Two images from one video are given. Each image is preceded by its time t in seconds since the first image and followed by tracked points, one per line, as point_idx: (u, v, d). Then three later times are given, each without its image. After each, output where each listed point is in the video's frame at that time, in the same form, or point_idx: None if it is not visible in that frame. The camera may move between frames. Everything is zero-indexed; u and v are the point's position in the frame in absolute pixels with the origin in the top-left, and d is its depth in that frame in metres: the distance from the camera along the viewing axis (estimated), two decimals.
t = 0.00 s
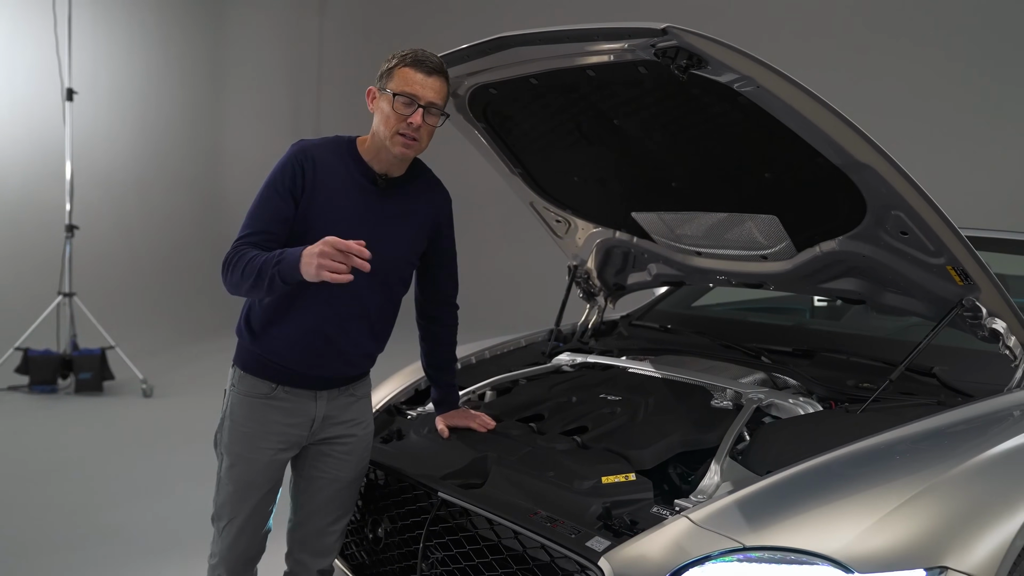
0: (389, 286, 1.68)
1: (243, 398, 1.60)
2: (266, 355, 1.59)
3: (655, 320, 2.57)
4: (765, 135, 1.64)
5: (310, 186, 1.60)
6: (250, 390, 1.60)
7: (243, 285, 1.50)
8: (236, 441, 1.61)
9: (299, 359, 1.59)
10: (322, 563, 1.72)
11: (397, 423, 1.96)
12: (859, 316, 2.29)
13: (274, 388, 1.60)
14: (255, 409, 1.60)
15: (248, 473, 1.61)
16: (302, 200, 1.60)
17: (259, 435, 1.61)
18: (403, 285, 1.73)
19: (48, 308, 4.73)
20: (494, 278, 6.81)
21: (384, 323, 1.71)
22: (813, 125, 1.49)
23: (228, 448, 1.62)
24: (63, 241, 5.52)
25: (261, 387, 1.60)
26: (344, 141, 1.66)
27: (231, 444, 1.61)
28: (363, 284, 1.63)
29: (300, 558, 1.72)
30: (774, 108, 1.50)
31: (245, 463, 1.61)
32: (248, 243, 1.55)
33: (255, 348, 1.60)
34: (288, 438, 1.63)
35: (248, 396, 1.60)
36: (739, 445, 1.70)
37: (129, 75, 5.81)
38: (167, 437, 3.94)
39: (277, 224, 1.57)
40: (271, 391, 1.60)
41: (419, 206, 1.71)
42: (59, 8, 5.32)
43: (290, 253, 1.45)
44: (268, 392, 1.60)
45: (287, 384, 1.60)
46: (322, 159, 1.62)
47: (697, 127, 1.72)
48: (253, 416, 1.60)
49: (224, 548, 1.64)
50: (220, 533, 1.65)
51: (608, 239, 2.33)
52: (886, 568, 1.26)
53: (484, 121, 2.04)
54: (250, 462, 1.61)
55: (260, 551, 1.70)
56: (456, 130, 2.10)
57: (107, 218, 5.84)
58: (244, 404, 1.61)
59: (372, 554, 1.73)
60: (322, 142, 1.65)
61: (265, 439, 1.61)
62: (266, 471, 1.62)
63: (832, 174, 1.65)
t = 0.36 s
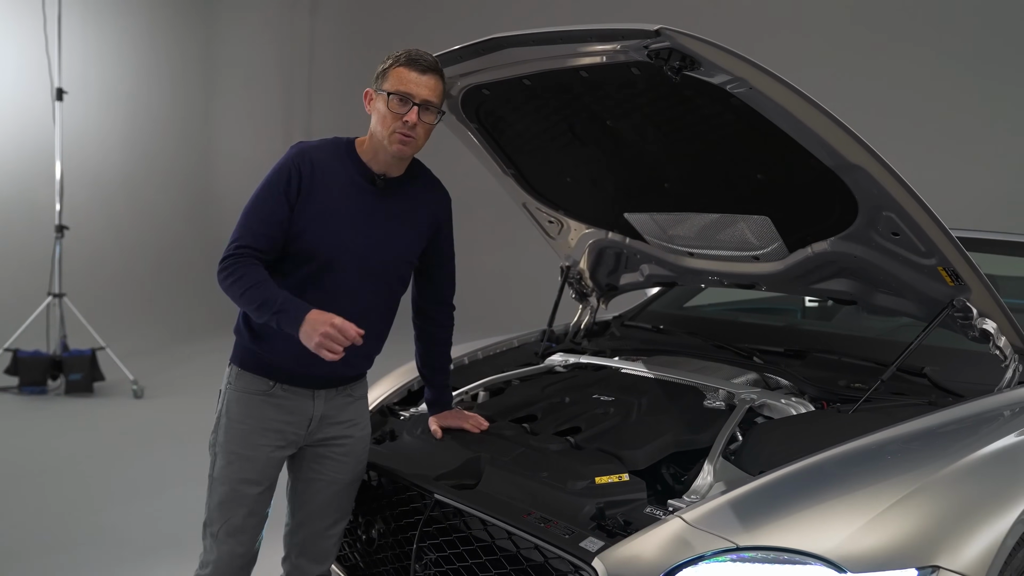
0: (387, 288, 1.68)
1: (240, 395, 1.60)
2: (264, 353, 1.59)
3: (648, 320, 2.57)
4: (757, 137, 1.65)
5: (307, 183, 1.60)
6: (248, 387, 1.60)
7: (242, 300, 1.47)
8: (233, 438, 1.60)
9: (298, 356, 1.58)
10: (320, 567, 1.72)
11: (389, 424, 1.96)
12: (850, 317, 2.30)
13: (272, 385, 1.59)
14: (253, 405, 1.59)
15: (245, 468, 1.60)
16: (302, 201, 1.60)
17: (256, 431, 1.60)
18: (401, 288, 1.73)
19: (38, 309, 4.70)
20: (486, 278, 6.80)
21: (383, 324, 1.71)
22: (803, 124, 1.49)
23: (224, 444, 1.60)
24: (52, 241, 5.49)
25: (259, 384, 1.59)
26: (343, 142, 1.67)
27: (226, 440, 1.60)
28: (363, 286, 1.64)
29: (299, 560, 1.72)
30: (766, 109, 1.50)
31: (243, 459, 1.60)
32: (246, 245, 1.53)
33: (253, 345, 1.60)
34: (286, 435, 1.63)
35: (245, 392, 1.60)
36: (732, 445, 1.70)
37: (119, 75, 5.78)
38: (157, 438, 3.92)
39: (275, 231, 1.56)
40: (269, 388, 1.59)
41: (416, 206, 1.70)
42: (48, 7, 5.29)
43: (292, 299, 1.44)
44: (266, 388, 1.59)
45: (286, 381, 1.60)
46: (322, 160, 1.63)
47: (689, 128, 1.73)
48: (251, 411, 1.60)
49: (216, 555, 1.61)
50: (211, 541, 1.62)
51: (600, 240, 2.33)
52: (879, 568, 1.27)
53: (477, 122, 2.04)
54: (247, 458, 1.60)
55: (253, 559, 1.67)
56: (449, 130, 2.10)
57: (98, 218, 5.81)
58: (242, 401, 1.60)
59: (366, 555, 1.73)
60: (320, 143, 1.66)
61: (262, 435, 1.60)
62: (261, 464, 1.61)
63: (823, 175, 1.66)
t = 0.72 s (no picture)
0: (383, 281, 1.68)
1: (242, 393, 1.59)
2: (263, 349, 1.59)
3: (646, 320, 2.57)
4: (757, 137, 1.65)
5: (300, 180, 1.60)
6: (249, 385, 1.59)
7: (221, 304, 1.52)
8: (239, 437, 1.59)
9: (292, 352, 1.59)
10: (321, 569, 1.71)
11: (389, 424, 1.95)
12: (848, 316, 2.31)
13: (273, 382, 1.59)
14: (256, 403, 1.58)
15: (260, 466, 1.59)
16: (290, 198, 1.59)
17: (261, 429, 1.59)
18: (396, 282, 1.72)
19: (34, 308, 4.68)
20: (482, 278, 6.80)
21: (380, 318, 1.71)
22: (803, 123, 1.50)
23: (232, 443, 1.60)
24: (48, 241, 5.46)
25: (259, 381, 1.59)
26: (337, 140, 1.66)
27: (234, 440, 1.60)
28: (357, 279, 1.64)
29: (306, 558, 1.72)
30: (766, 108, 1.50)
31: (247, 458, 1.59)
32: (235, 245, 1.56)
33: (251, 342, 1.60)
34: (288, 432, 1.61)
35: (248, 390, 1.59)
36: (733, 445, 1.71)
37: (116, 74, 5.77)
38: (153, 438, 3.91)
39: (262, 231, 1.58)
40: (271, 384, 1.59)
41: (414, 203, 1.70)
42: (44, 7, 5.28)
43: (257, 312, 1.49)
44: (268, 385, 1.58)
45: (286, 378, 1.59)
46: (313, 157, 1.62)
47: (689, 128, 1.73)
48: (256, 408, 1.58)
49: (244, 558, 1.60)
50: (236, 545, 1.60)
51: (599, 240, 2.33)
52: (880, 567, 1.27)
53: (476, 121, 2.04)
54: (256, 456, 1.59)
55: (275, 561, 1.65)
56: (448, 129, 2.10)
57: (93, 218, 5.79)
58: (244, 399, 1.59)
59: (366, 555, 1.73)
60: (316, 142, 1.65)
61: (267, 432, 1.59)
62: (276, 460, 1.60)
63: (823, 174, 1.66)
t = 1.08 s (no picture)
0: (377, 277, 1.68)
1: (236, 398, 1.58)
2: (260, 350, 1.58)
3: (644, 321, 2.58)
4: (756, 139, 1.65)
5: (292, 178, 1.59)
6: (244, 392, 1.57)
7: (201, 322, 1.52)
8: (237, 445, 1.58)
9: (287, 349, 1.58)
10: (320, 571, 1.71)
11: (389, 425, 1.96)
12: (846, 318, 2.32)
13: (272, 387, 1.58)
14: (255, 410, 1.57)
15: (262, 474, 1.58)
16: (282, 195, 1.59)
17: (262, 437, 1.58)
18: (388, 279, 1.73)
19: (31, 308, 4.67)
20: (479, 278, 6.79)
21: (373, 316, 1.71)
22: (801, 126, 1.50)
23: (230, 452, 1.58)
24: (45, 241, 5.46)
25: (257, 387, 1.58)
26: (327, 140, 1.66)
27: (232, 449, 1.58)
28: (351, 276, 1.64)
29: (306, 560, 1.72)
30: (766, 110, 1.50)
31: (249, 468, 1.58)
32: (227, 247, 1.55)
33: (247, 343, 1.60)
34: (287, 437, 1.61)
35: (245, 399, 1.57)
36: (731, 447, 1.71)
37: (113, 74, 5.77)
38: (150, 439, 3.89)
39: (252, 230, 1.57)
40: (268, 390, 1.58)
41: (406, 201, 1.71)
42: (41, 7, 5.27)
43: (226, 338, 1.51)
44: (267, 392, 1.58)
45: (285, 383, 1.59)
46: (304, 155, 1.62)
47: (688, 131, 1.73)
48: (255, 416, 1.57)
49: (249, 565, 1.59)
50: (240, 552, 1.59)
51: (597, 242, 2.33)
52: (878, 569, 1.27)
53: (474, 123, 2.04)
54: (258, 465, 1.57)
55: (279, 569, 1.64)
56: (447, 130, 2.10)
57: (90, 218, 5.79)
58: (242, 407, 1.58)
59: (365, 557, 1.73)
60: (306, 141, 1.64)
61: (267, 441, 1.58)
62: (278, 468, 1.60)
63: (822, 177, 1.66)
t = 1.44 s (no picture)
0: (376, 280, 1.68)
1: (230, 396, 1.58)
2: (256, 350, 1.57)
3: (642, 323, 2.58)
4: (755, 141, 1.66)
5: (296, 178, 1.60)
6: (236, 388, 1.58)
7: (197, 325, 1.54)
8: (230, 442, 1.57)
9: (286, 351, 1.58)
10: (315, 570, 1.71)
11: (388, 426, 1.96)
12: (843, 320, 2.32)
13: (266, 385, 1.59)
14: (247, 405, 1.58)
15: (257, 471, 1.58)
16: (286, 195, 1.59)
17: (255, 432, 1.58)
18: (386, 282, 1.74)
19: (27, 310, 4.65)
20: (476, 280, 6.79)
21: (371, 319, 1.72)
22: (798, 127, 1.51)
23: (222, 449, 1.57)
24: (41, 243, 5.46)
25: (250, 383, 1.58)
26: (330, 143, 1.66)
27: (223, 445, 1.57)
28: (350, 279, 1.64)
29: (301, 558, 1.72)
30: (764, 113, 1.51)
31: (242, 463, 1.57)
32: (228, 244, 1.55)
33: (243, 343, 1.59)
34: (280, 434, 1.62)
35: (237, 394, 1.58)
36: (730, 448, 1.71)
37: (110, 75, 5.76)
38: (148, 440, 3.89)
39: (254, 229, 1.57)
40: (263, 387, 1.58)
41: (406, 205, 1.71)
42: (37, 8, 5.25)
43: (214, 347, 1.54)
44: (261, 388, 1.58)
45: (281, 382, 1.59)
46: (310, 156, 1.62)
47: (687, 133, 1.74)
48: (248, 411, 1.58)
49: (243, 561, 1.59)
50: (234, 549, 1.58)
51: (595, 243, 2.34)
52: (877, 569, 1.28)
53: (474, 125, 2.04)
54: (252, 460, 1.58)
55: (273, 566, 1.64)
56: (446, 132, 2.10)
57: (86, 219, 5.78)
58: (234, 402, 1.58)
59: (365, 558, 1.73)
60: (311, 142, 1.65)
61: (260, 436, 1.59)
62: (272, 464, 1.60)
63: (821, 179, 1.67)
